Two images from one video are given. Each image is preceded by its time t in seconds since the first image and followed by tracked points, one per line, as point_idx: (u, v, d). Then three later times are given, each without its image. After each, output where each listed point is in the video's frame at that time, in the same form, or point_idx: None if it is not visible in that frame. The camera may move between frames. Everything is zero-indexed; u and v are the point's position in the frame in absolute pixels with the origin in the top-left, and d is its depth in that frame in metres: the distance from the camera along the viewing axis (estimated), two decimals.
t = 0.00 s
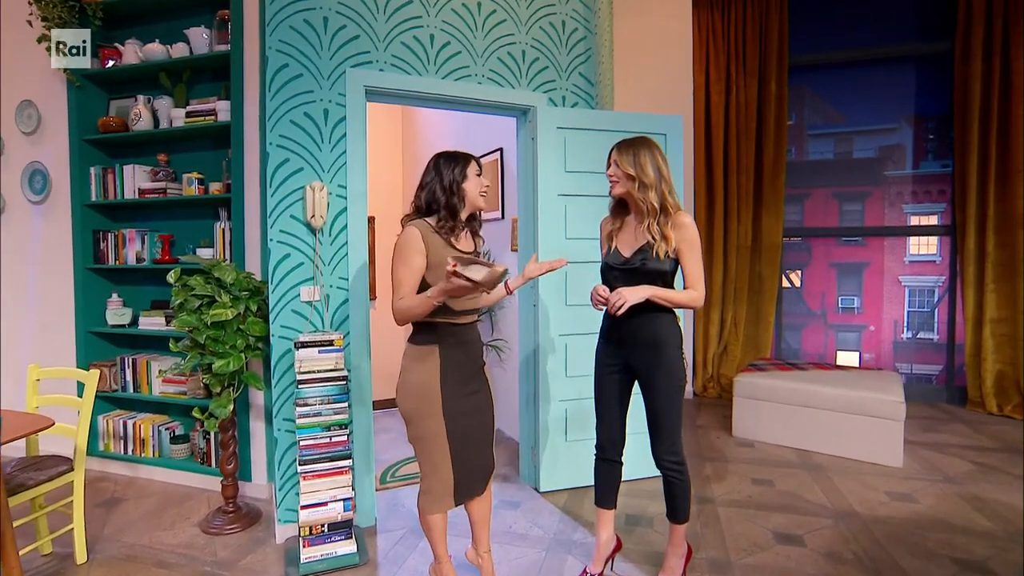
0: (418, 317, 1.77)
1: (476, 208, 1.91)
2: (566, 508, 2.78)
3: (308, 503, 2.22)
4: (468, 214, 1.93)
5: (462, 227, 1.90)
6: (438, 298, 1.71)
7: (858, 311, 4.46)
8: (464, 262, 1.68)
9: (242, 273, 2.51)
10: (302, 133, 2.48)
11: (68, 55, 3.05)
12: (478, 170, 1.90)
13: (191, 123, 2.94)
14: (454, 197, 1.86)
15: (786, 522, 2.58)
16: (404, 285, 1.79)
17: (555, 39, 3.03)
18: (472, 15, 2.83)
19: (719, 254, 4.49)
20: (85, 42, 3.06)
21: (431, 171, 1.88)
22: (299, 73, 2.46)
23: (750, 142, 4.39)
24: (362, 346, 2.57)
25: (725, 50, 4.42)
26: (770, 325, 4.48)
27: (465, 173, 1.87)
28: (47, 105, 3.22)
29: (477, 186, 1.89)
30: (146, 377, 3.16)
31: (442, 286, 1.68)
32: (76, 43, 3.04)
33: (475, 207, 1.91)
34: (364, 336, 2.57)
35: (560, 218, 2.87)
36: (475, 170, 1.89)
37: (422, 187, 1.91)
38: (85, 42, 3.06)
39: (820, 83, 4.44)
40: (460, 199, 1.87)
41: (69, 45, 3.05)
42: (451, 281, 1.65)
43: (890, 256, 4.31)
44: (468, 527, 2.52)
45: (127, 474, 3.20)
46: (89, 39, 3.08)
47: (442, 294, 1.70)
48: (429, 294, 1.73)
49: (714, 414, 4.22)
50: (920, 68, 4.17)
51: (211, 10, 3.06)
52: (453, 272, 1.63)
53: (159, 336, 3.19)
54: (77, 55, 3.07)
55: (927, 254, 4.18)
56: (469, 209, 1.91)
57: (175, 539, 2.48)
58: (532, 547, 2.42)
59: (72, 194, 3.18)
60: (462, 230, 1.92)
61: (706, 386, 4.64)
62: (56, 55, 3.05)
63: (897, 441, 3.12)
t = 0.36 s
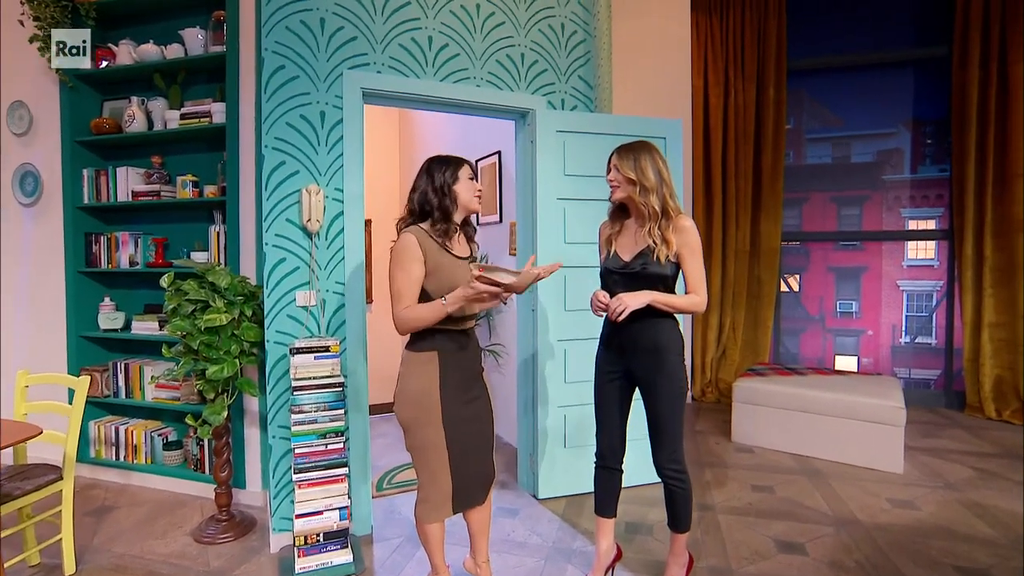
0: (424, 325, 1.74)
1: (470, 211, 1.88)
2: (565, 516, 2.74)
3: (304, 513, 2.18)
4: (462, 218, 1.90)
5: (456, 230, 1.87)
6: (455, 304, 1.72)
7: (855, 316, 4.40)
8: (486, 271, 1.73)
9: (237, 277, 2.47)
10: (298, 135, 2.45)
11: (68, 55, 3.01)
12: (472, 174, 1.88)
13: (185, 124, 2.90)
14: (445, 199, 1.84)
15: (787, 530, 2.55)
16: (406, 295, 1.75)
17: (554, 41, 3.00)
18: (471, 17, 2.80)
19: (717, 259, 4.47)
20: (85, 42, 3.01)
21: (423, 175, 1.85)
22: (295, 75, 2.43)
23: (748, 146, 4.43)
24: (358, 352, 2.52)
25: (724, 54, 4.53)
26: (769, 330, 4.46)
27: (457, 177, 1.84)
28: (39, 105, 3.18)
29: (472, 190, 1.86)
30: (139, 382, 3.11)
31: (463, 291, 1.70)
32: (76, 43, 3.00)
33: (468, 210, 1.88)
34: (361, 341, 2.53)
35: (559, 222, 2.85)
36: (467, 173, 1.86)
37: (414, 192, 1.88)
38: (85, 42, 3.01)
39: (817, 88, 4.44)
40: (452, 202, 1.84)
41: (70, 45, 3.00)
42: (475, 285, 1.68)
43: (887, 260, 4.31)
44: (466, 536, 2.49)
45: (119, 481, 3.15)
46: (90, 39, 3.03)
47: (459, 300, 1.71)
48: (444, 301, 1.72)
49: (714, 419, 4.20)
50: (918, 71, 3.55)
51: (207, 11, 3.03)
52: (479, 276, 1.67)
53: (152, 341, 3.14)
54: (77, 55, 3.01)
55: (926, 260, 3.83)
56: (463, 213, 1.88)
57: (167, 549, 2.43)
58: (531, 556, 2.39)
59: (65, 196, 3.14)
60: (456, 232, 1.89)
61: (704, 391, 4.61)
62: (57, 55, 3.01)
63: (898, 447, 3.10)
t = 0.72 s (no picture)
0: (416, 326, 1.71)
1: (471, 216, 1.86)
2: (565, 522, 2.71)
3: (301, 520, 2.15)
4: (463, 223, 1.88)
5: (455, 233, 1.85)
6: (445, 303, 1.68)
7: (853, 320, 4.29)
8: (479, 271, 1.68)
9: (233, 282, 2.44)
10: (296, 138, 2.42)
11: (68, 56, 2.96)
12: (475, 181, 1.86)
13: (181, 127, 2.88)
14: (444, 201, 1.81)
15: (788, 536, 2.53)
16: (402, 294, 1.73)
17: (554, 44, 2.99)
18: (470, 20, 2.78)
19: (717, 263, 4.50)
20: (85, 42, 2.95)
21: (425, 180, 1.83)
22: (293, 77, 2.41)
23: (746, 148, 4.44)
24: (355, 357, 2.49)
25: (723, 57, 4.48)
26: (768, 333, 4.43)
27: (459, 182, 1.82)
28: (33, 108, 3.15)
29: (473, 196, 1.84)
30: (133, 387, 3.08)
31: (454, 292, 1.67)
32: (76, 43, 2.94)
33: (469, 216, 1.86)
34: (359, 346, 2.50)
35: (559, 226, 2.83)
36: (468, 180, 1.84)
37: (415, 197, 1.86)
38: (85, 42, 2.95)
39: (815, 92, 4.44)
40: (452, 204, 1.82)
41: (70, 45, 2.94)
42: (465, 285, 1.64)
43: (886, 264, 4.27)
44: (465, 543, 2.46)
45: (113, 487, 3.11)
46: (90, 39, 2.96)
47: (451, 301, 1.68)
48: (435, 301, 1.70)
49: (713, 423, 4.18)
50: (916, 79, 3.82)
51: (203, 12, 3.00)
52: (469, 276, 1.63)
53: (147, 345, 3.11)
54: (77, 55, 2.96)
55: (923, 264, 3.82)
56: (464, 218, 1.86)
57: (161, 557, 2.40)
58: (530, 564, 2.36)
59: (59, 200, 3.11)
60: (455, 234, 1.87)
61: (703, 395, 4.60)
62: (57, 55, 2.95)
63: (900, 452, 3.08)
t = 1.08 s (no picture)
0: (412, 328, 1.68)
1: (471, 217, 1.84)
2: (567, 527, 2.69)
3: (299, 525, 2.12)
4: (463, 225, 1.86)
5: (456, 235, 1.83)
6: (436, 306, 1.65)
7: (857, 321, 4.38)
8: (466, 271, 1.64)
9: (232, 284, 2.42)
10: (295, 139, 2.41)
11: (68, 55, 2.99)
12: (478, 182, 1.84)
13: (180, 129, 2.86)
14: (445, 203, 1.79)
15: (793, 540, 2.51)
16: (401, 296, 1.70)
17: (555, 45, 2.97)
18: (470, 20, 2.77)
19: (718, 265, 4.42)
20: (85, 43, 2.99)
21: (425, 181, 1.81)
22: (292, 78, 2.39)
23: (748, 148, 4.35)
24: (355, 361, 2.47)
25: (723, 56, 4.37)
26: (770, 335, 4.40)
27: (460, 183, 1.79)
28: (32, 110, 3.13)
29: (473, 197, 1.82)
30: (132, 391, 3.06)
31: (442, 294, 1.62)
32: (76, 43, 2.98)
33: (470, 218, 1.84)
34: (359, 349, 2.48)
35: (560, 228, 2.80)
36: (469, 182, 1.81)
37: (416, 198, 1.84)
38: (85, 42, 3.00)
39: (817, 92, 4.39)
40: (452, 206, 1.80)
41: (70, 45, 2.98)
42: (451, 286, 1.59)
43: (889, 265, 4.24)
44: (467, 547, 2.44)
45: (111, 492, 3.08)
46: (90, 39, 3.01)
47: (441, 303, 1.64)
48: (427, 304, 1.66)
49: (715, 426, 4.15)
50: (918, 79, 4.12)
51: (202, 13, 2.98)
52: (454, 277, 1.58)
53: (145, 348, 3.09)
54: (77, 55, 3.00)
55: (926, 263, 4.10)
56: (464, 220, 1.84)
57: (159, 563, 2.37)
58: (533, 569, 2.33)
59: (58, 202, 3.09)
60: (456, 237, 1.85)
61: (705, 398, 4.56)
62: (56, 55, 2.98)
63: (905, 455, 3.05)
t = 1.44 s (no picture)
0: (418, 328, 1.64)
1: (473, 214, 1.81)
2: (572, 528, 2.65)
3: (300, 527, 2.09)
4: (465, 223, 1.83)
5: (458, 232, 1.80)
6: (443, 305, 1.60)
7: (866, 320, 4.30)
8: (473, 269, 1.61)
9: (233, 283, 2.40)
10: (296, 136, 2.38)
11: (68, 55, 2.96)
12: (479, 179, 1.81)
13: (182, 127, 2.84)
14: (446, 200, 1.76)
15: (802, 543, 2.47)
16: (405, 295, 1.67)
17: (559, 41, 2.93)
18: (473, 16, 2.73)
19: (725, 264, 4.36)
20: (85, 43, 2.96)
21: (427, 177, 1.77)
22: (293, 75, 2.37)
23: (755, 145, 4.28)
24: (358, 360, 2.45)
25: (730, 52, 4.31)
26: (777, 334, 4.34)
27: (461, 180, 1.76)
28: (35, 109, 3.12)
29: (475, 195, 1.79)
30: (135, 390, 3.05)
31: (451, 292, 1.58)
32: (75, 43, 2.95)
33: (472, 215, 1.80)
34: (361, 348, 2.46)
35: (565, 226, 2.77)
36: (470, 178, 1.78)
37: (417, 195, 1.81)
38: (85, 42, 2.96)
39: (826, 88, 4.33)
40: (454, 203, 1.76)
41: (69, 45, 2.96)
42: (460, 284, 1.56)
43: (898, 263, 4.17)
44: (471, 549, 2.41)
45: (114, 491, 3.07)
46: (89, 39, 2.98)
47: (448, 302, 1.60)
48: (433, 303, 1.62)
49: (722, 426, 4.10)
50: (927, 74, 4.05)
51: (203, 10, 2.96)
52: (463, 274, 1.54)
53: (148, 348, 3.07)
54: (77, 55, 2.97)
55: (937, 262, 4.09)
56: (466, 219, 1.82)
57: (161, 564, 2.35)
58: (537, 571, 2.30)
59: (60, 200, 3.07)
60: (458, 236, 1.83)
61: (711, 397, 4.52)
62: (55, 55, 2.96)
63: (916, 456, 3.00)
